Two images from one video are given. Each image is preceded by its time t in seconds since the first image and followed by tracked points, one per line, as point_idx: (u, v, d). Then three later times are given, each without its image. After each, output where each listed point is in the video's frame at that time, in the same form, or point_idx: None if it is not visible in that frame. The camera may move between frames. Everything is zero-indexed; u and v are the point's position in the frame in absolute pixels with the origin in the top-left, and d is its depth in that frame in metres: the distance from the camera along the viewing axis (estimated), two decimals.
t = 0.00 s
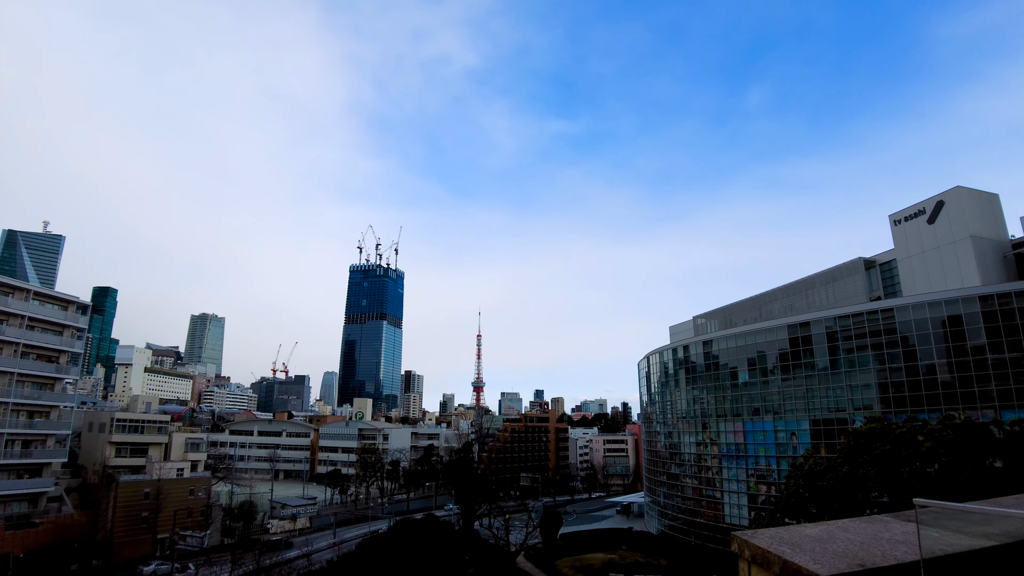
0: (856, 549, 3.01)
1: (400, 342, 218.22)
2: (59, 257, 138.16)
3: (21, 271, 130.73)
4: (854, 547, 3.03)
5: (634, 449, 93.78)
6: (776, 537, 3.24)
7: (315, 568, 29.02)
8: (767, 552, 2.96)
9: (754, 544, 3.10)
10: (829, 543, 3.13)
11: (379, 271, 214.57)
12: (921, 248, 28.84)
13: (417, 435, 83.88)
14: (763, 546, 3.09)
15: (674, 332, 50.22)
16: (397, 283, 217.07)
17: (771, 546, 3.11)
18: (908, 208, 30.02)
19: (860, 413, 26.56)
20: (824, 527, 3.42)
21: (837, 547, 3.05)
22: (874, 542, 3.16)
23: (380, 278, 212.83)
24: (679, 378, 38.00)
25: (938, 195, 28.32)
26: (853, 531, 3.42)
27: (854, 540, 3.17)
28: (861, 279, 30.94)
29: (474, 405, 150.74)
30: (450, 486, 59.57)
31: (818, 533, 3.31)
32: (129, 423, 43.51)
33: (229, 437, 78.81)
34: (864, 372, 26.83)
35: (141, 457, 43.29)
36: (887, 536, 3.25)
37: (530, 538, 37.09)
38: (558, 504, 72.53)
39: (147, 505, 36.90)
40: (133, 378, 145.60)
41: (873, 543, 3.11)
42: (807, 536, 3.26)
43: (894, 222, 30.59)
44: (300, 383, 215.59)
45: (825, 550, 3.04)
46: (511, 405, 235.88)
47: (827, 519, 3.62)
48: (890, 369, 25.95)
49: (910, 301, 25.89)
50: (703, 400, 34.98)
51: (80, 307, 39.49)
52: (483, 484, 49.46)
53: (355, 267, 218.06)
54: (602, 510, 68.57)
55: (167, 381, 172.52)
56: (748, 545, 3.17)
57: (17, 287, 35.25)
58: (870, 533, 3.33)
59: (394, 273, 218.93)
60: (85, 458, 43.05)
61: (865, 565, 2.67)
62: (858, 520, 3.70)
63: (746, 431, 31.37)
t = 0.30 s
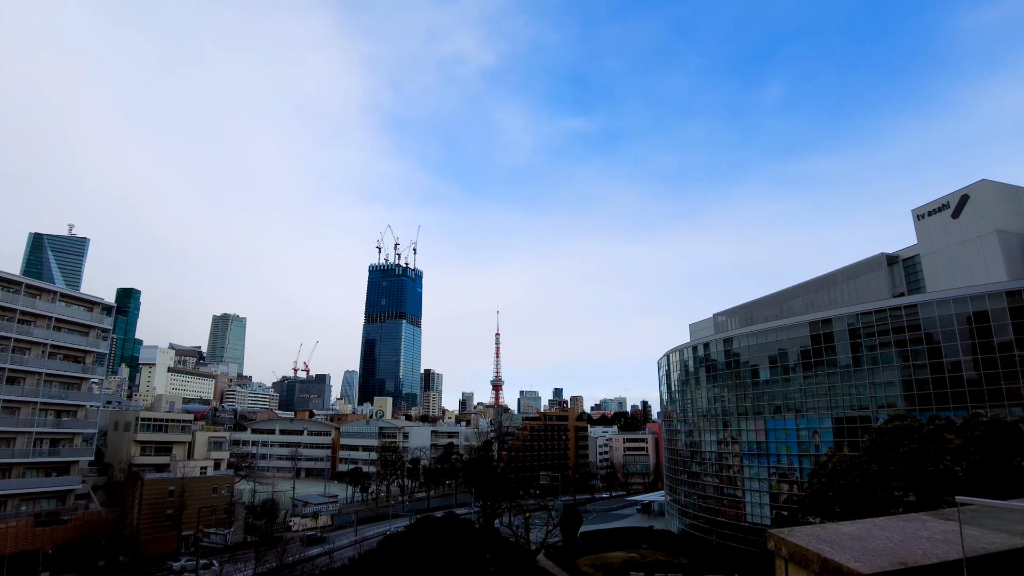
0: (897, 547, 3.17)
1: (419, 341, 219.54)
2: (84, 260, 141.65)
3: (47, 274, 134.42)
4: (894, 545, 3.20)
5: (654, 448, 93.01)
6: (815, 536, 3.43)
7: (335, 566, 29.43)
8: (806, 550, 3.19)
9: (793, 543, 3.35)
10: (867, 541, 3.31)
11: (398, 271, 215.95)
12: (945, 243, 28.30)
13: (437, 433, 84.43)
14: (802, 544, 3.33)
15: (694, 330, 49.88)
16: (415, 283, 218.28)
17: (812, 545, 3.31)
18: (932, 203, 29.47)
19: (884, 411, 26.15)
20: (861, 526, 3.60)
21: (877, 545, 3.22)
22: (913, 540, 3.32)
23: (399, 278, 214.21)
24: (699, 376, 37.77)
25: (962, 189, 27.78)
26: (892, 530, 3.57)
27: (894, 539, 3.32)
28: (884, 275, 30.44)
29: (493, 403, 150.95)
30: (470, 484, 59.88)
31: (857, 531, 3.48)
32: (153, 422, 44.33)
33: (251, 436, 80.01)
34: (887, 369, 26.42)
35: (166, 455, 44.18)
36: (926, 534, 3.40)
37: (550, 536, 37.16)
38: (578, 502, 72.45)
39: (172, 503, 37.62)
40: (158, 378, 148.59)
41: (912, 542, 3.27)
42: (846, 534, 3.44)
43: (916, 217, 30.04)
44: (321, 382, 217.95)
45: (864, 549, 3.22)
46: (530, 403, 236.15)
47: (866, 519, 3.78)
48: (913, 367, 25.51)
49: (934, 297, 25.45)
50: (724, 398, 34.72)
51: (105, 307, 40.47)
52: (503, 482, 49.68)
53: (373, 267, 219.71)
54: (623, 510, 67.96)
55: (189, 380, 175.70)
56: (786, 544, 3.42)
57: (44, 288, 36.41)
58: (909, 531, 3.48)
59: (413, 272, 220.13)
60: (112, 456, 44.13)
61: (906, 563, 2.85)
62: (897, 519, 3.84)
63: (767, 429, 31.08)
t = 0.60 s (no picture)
0: (962, 547, 2.77)
1: (452, 340, 221.36)
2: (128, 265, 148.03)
3: (94, 281, 140.53)
4: (960, 545, 2.79)
5: (690, 446, 91.62)
6: (870, 534, 3.06)
7: (373, 564, 30.16)
8: (862, 548, 2.81)
9: (848, 541, 2.94)
10: (930, 541, 2.88)
11: (430, 271, 218.01)
12: (989, 235, 27.25)
13: (471, 432, 85.18)
14: (858, 544, 2.91)
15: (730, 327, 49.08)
16: (447, 283, 220.08)
17: (867, 544, 2.93)
18: (974, 193, 28.44)
19: (926, 409, 25.33)
20: (921, 525, 3.18)
21: (940, 546, 2.80)
22: (978, 540, 2.92)
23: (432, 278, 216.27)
24: (736, 373, 37.15)
25: (1007, 178, 26.75)
26: (956, 529, 3.17)
27: (957, 538, 2.91)
28: (925, 268, 29.47)
29: (526, 402, 151.14)
30: (505, 483, 60.33)
31: (918, 530, 3.08)
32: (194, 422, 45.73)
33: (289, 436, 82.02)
34: (929, 365, 25.62)
35: (207, 454, 45.41)
36: (993, 534, 3.00)
37: (586, 535, 37.08)
38: (613, 502, 72.09)
39: (212, 501, 39.02)
40: (200, 379, 153.48)
41: (976, 542, 2.88)
42: (905, 532, 3.04)
43: (958, 208, 29.02)
44: (356, 381, 221.38)
45: (925, 548, 2.82)
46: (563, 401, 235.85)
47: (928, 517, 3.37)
48: (958, 362, 24.71)
49: (979, 290, 24.64)
50: (761, 396, 34.09)
51: (147, 311, 42.10)
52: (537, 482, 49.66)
53: (406, 268, 222.32)
54: (660, 510, 66.46)
55: (230, 381, 181.01)
56: (844, 542, 3.03)
57: (88, 293, 38.14)
58: (972, 531, 3.07)
59: (445, 272, 221.96)
60: (155, 455, 45.86)
61: (974, 563, 2.44)
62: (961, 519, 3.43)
63: (806, 427, 30.42)
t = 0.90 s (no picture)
0: None
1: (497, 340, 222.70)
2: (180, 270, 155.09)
3: (151, 287, 147.59)
4: None
5: (741, 446, 89.15)
6: (950, 536, 3.33)
7: (421, 562, 30.82)
8: (942, 550, 3.11)
9: (927, 543, 3.28)
10: (1011, 543, 3.17)
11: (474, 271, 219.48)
12: None
13: (518, 431, 85.63)
14: (938, 545, 3.25)
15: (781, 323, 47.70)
16: (491, 283, 221.20)
17: (948, 546, 3.22)
18: None
19: (990, 406, 24.17)
20: (1003, 527, 3.42)
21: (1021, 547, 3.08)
22: None
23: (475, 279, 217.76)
24: (787, 371, 36.14)
25: None
26: None
27: None
28: (985, 259, 27.96)
29: (572, 401, 150.56)
30: (552, 483, 60.49)
31: (997, 531, 3.34)
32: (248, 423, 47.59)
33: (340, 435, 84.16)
34: (992, 360, 24.42)
35: (260, 454, 47.36)
36: None
37: (635, 535, 36.77)
38: (662, 502, 71.07)
39: (267, 500, 40.40)
40: (253, 381, 159.48)
41: None
42: (984, 535, 3.31)
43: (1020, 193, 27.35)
44: (405, 381, 227.20)
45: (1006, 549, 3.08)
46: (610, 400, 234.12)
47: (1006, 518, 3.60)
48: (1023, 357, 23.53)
49: None
50: (813, 393, 33.07)
51: (201, 315, 44.10)
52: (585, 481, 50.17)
53: (450, 269, 224.64)
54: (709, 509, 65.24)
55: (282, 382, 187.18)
56: (921, 544, 3.35)
57: (146, 300, 40.18)
58: None
59: (489, 273, 223.16)
60: (210, 455, 47.93)
61: None
62: None
63: (860, 425, 29.38)
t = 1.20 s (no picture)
0: None
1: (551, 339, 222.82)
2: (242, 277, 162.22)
3: (215, 294, 155.05)
4: None
5: (803, 443, 84.92)
6: None
7: (480, 561, 31.28)
8: None
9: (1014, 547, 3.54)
10: None
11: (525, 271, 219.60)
12: None
13: (574, 431, 85.45)
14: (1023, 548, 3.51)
15: (843, 317, 45.52)
16: (543, 282, 221.12)
17: None
18: None
19: None
20: None
21: None
22: None
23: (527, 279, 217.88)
24: (850, 366, 34.53)
25: None
26: None
27: None
28: None
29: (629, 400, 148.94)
30: (610, 483, 60.25)
31: None
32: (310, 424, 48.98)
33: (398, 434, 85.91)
34: None
35: (322, 454, 48.83)
36: None
37: (694, 536, 36.03)
38: (723, 502, 69.10)
39: (328, 499, 41.69)
40: (313, 384, 165.23)
41: None
42: None
43: None
44: (460, 381, 230.28)
45: None
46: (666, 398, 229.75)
47: None
48: None
49: None
50: (878, 389, 31.47)
51: (263, 321, 45.82)
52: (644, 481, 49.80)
53: (502, 270, 225.80)
54: (770, 509, 63.45)
55: (341, 385, 193.27)
56: (1008, 548, 3.63)
57: (210, 307, 42.12)
58: None
59: (540, 272, 223.09)
60: (274, 456, 49.67)
61: None
62: None
63: (930, 422, 27.75)
